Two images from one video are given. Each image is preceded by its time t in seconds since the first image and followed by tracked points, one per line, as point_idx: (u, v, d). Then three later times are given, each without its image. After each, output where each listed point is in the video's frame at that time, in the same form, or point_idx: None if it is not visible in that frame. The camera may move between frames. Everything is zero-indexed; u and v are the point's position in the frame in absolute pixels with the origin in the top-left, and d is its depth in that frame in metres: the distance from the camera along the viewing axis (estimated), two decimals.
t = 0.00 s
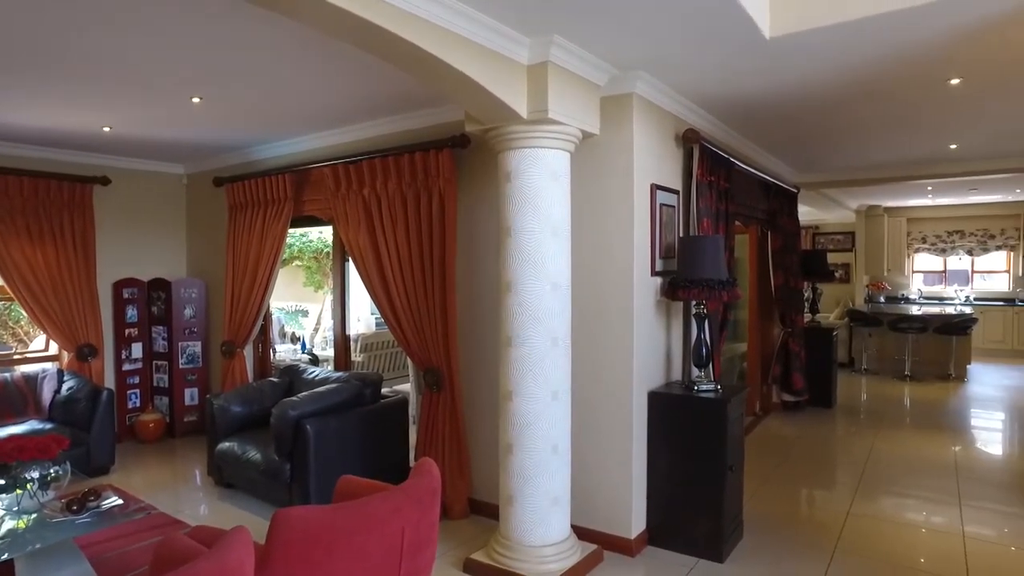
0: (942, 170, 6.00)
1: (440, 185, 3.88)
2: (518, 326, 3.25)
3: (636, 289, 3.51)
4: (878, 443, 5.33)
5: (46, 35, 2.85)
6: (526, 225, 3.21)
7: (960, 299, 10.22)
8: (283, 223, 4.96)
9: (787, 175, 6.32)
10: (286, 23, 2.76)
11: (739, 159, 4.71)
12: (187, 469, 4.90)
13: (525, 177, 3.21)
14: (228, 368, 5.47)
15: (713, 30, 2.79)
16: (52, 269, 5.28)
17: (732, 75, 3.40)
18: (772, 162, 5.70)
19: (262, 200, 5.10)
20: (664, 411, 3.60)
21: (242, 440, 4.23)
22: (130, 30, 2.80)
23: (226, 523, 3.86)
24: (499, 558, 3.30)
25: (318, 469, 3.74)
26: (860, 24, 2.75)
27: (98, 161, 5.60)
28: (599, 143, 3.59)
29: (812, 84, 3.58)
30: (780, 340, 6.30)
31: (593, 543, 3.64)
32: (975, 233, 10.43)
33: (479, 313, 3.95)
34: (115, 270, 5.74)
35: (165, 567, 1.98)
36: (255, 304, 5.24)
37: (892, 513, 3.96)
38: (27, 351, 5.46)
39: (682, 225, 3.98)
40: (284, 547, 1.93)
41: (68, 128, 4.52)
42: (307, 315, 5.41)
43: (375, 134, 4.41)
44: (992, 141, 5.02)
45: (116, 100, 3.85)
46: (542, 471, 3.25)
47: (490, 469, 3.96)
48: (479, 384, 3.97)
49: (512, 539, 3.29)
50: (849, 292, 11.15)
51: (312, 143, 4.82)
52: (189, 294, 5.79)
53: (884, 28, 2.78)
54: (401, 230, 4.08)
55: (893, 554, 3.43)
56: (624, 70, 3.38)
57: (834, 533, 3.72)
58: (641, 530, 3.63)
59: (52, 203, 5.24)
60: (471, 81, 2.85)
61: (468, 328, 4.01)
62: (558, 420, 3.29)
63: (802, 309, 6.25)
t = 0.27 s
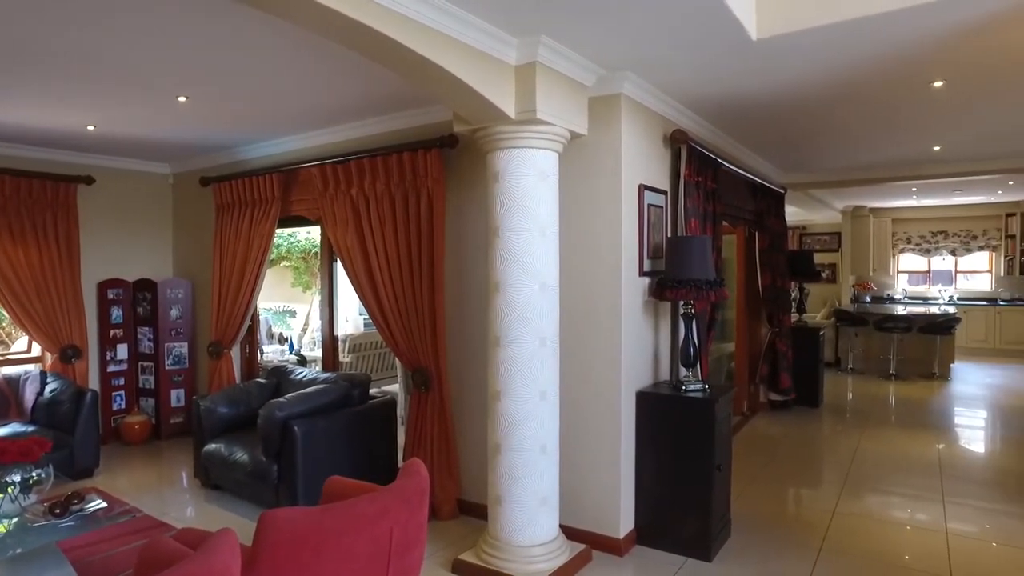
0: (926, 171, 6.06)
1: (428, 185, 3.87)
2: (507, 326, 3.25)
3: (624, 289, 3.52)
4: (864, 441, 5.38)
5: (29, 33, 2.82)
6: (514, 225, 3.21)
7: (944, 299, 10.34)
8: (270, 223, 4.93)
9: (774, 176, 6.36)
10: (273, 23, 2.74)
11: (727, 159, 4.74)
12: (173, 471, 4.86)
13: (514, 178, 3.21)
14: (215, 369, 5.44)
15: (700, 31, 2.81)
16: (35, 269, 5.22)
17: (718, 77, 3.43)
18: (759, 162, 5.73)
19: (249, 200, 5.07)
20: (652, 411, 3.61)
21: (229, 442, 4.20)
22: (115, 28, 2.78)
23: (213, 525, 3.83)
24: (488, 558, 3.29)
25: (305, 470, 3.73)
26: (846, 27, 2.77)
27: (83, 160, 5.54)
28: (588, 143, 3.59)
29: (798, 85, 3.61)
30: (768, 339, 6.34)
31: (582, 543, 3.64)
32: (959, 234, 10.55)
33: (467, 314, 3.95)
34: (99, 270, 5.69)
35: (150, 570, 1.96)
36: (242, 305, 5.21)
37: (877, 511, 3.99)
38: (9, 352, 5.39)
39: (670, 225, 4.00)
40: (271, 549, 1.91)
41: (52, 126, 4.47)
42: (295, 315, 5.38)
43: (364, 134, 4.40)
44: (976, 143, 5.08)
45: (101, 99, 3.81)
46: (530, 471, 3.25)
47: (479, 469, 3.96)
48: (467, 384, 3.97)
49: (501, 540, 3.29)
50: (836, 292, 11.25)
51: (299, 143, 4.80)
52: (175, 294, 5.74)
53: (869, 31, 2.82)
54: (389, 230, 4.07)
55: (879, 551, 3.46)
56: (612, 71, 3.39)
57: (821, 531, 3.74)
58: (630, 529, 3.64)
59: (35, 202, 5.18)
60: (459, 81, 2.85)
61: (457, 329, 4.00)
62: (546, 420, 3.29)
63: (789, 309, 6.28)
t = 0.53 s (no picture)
0: (911, 172, 6.12)
1: (417, 185, 3.86)
2: (495, 326, 3.25)
3: (612, 289, 3.53)
4: (850, 440, 5.43)
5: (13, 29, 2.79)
6: (502, 225, 3.21)
7: (929, 299, 10.44)
8: (258, 223, 4.90)
9: (761, 177, 6.41)
10: (259, 21, 2.73)
11: (714, 160, 4.76)
12: (159, 473, 4.82)
13: (502, 177, 3.21)
14: (203, 369, 5.40)
15: (688, 32, 2.82)
16: (18, 270, 5.16)
17: (705, 78, 3.45)
18: (746, 163, 5.77)
19: (236, 200, 5.04)
20: (640, 410, 3.62)
21: (216, 443, 4.17)
22: (101, 25, 2.76)
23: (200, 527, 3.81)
24: (477, 559, 3.29)
25: (293, 471, 3.71)
26: (831, 29, 2.80)
27: (68, 159, 5.49)
28: (576, 144, 3.60)
29: (784, 87, 3.64)
30: (755, 339, 6.38)
31: (571, 543, 3.65)
32: (943, 235, 10.67)
33: (456, 314, 3.94)
34: (84, 271, 5.63)
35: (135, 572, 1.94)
36: (229, 305, 5.18)
37: (863, 509, 4.03)
38: None
39: (658, 226, 4.02)
40: (257, 552, 1.90)
41: (36, 124, 4.42)
42: (283, 315, 5.35)
43: (352, 134, 4.38)
44: (960, 145, 5.14)
45: (86, 97, 3.77)
46: (519, 471, 3.25)
47: (468, 470, 3.95)
48: (455, 385, 3.96)
49: (490, 540, 3.28)
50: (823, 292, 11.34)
51: (287, 142, 4.78)
52: (161, 295, 5.70)
53: (854, 33, 2.84)
54: (377, 230, 4.06)
55: (865, 549, 3.49)
56: (601, 71, 3.40)
57: (807, 530, 3.77)
58: (619, 529, 3.65)
59: (18, 202, 5.11)
60: (447, 80, 2.84)
61: (445, 329, 4.00)
62: (535, 420, 3.29)
63: (777, 309, 6.32)
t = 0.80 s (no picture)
0: (896, 173, 6.18)
1: (405, 185, 3.85)
2: (483, 326, 3.25)
3: (600, 289, 3.54)
4: (836, 438, 5.47)
5: None
6: (490, 225, 3.21)
7: (914, 299, 10.55)
8: (245, 223, 4.87)
9: (748, 177, 6.45)
10: (245, 20, 2.71)
11: (702, 161, 4.79)
12: (144, 475, 4.78)
13: (490, 177, 3.21)
14: (189, 370, 5.37)
15: (675, 33, 2.83)
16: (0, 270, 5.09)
17: (692, 79, 3.47)
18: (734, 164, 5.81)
19: (223, 199, 5.01)
20: (628, 410, 3.63)
21: (202, 444, 4.14)
22: (84, 22, 2.73)
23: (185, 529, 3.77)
24: (464, 559, 3.28)
25: (280, 472, 3.69)
26: (817, 31, 2.82)
27: (51, 157, 5.42)
28: (564, 144, 3.60)
29: (770, 88, 3.67)
30: (743, 339, 6.42)
31: (558, 543, 3.65)
32: (927, 235, 10.79)
33: (444, 314, 3.94)
34: (68, 271, 5.57)
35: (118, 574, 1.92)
36: (216, 306, 5.14)
37: (849, 507, 4.06)
38: None
39: (645, 226, 4.04)
40: (243, 553, 1.88)
41: (18, 122, 4.36)
42: (270, 316, 5.33)
43: (340, 134, 4.37)
44: (944, 146, 5.20)
45: (70, 94, 3.73)
46: (507, 471, 3.25)
47: (456, 470, 3.95)
48: (443, 386, 3.96)
49: (478, 540, 3.28)
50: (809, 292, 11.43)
51: (274, 142, 4.75)
52: (147, 295, 5.65)
53: (839, 35, 2.87)
54: (365, 230, 4.05)
55: (850, 546, 3.52)
56: (589, 72, 3.41)
57: (793, 528, 3.80)
58: (606, 528, 3.66)
59: None
60: (435, 80, 2.84)
61: (433, 329, 3.99)
62: (523, 420, 3.29)
63: (764, 309, 6.36)
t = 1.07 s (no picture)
0: (880, 174, 6.24)
1: (393, 185, 3.84)
2: (471, 326, 3.25)
3: (588, 289, 3.54)
4: (823, 437, 5.51)
5: None
6: (478, 225, 3.20)
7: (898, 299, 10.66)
8: (231, 222, 4.84)
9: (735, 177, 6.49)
10: (231, 18, 2.69)
11: (689, 161, 4.82)
12: (129, 477, 4.73)
13: (477, 177, 3.21)
14: (175, 371, 5.32)
15: (662, 34, 2.85)
16: None
17: (679, 79, 3.49)
18: (721, 164, 5.84)
19: (209, 199, 4.98)
20: (616, 409, 3.65)
21: (188, 446, 4.11)
22: (66, 19, 2.69)
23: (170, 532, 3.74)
24: (452, 559, 3.28)
25: (267, 473, 3.67)
26: (802, 32, 2.85)
27: (34, 156, 5.36)
28: (552, 144, 3.61)
29: (757, 89, 3.69)
30: (730, 338, 6.46)
31: (547, 542, 3.65)
32: (911, 236, 10.91)
33: (432, 314, 3.93)
34: (52, 271, 5.51)
35: None
36: (202, 306, 5.11)
37: (836, 505, 4.08)
38: None
39: (633, 227, 4.05)
40: (227, 553, 1.86)
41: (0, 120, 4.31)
42: (258, 316, 5.34)
43: (328, 133, 4.35)
44: (927, 147, 5.26)
45: (53, 92, 3.69)
46: (495, 471, 3.25)
47: (444, 471, 3.94)
48: (431, 386, 3.95)
49: (466, 540, 3.28)
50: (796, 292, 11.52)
51: (261, 141, 4.73)
52: (132, 296, 5.61)
53: (823, 37, 2.89)
54: (352, 230, 4.04)
55: (835, 544, 3.55)
56: (576, 72, 3.42)
57: (779, 525, 3.82)
58: (594, 528, 3.67)
59: None
60: (422, 79, 2.83)
61: (421, 329, 3.98)
62: (511, 419, 3.29)
63: (751, 308, 6.39)
